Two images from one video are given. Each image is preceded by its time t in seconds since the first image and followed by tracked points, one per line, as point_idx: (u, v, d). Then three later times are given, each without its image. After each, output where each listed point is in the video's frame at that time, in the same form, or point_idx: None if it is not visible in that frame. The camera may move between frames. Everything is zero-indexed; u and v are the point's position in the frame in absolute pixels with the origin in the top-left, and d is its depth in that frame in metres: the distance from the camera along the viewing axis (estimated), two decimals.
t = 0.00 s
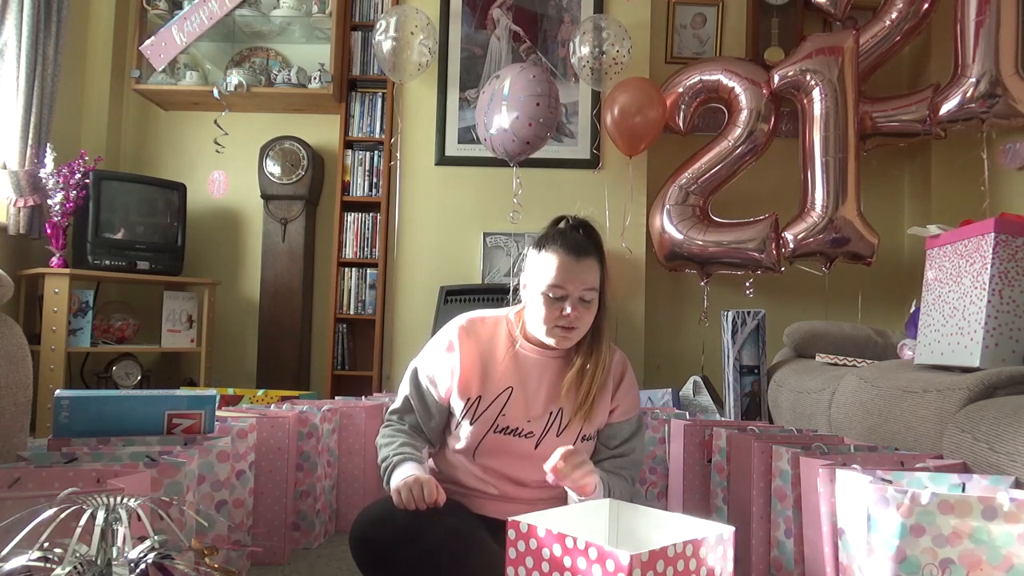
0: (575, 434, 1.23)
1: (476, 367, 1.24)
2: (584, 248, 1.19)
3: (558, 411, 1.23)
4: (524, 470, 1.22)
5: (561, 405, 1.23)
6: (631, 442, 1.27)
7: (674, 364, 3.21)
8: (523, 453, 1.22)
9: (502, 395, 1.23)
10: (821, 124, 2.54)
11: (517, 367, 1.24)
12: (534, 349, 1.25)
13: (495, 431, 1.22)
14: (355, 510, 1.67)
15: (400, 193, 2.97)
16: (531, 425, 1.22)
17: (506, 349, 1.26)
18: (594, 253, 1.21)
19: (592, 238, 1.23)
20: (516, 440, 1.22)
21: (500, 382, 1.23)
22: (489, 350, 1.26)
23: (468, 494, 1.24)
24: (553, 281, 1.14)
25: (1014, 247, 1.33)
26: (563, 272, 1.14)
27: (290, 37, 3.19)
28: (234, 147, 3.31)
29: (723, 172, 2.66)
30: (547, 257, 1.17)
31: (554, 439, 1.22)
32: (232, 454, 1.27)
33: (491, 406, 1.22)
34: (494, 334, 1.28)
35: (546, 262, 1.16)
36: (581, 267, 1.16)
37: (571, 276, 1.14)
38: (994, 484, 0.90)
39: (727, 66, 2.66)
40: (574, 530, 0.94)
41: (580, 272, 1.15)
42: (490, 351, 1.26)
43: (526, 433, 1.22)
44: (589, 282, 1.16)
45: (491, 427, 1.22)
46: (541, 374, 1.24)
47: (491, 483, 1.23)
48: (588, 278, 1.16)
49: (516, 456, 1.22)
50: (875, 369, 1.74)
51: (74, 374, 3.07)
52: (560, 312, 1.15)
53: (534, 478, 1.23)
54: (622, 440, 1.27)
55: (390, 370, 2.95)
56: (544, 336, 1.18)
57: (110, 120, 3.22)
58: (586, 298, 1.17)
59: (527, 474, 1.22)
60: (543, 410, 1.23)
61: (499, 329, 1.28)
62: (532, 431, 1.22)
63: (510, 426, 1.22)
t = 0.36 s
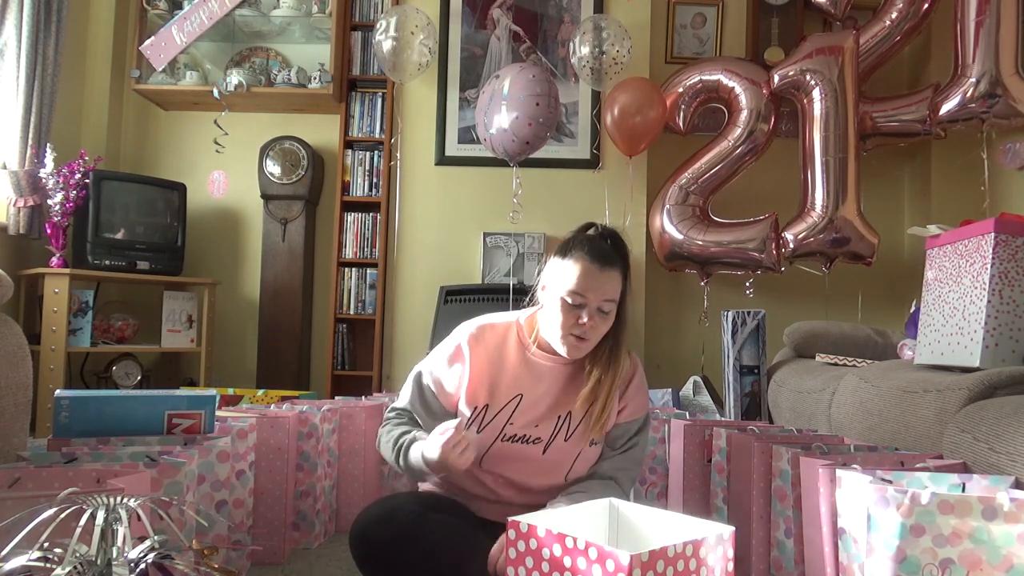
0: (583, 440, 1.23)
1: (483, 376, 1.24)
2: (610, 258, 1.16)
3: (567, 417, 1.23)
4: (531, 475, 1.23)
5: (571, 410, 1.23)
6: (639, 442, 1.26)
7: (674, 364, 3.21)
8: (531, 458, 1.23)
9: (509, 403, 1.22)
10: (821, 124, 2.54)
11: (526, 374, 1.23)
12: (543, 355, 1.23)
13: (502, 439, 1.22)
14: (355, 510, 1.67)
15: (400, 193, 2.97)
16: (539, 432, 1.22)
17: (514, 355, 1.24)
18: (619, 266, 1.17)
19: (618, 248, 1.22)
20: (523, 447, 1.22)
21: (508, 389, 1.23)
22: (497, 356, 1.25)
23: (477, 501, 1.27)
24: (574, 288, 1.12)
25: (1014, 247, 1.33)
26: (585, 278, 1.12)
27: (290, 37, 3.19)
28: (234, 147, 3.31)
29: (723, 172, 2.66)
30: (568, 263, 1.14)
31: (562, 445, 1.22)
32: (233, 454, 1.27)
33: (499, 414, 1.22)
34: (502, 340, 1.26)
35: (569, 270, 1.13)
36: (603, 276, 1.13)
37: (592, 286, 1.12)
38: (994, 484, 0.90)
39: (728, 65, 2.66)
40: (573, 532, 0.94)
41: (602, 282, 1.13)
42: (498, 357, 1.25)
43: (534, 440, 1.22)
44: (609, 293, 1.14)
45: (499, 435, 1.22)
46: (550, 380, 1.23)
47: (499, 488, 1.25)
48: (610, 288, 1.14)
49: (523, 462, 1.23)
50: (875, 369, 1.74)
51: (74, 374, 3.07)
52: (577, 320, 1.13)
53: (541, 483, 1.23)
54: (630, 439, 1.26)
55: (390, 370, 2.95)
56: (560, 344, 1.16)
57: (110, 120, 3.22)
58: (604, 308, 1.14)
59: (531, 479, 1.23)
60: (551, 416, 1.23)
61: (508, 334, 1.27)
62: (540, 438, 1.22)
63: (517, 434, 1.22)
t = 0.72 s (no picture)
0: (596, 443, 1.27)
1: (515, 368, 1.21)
2: (630, 261, 1.15)
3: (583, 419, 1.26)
4: (541, 477, 1.23)
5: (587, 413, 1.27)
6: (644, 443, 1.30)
7: (674, 364, 3.21)
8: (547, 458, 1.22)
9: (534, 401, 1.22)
10: (821, 124, 2.54)
11: (551, 372, 1.23)
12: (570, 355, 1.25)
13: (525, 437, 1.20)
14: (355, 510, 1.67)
15: (400, 193, 2.96)
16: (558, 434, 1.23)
17: (543, 351, 1.24)
18: (638, 268, 1.16)
19: (638, 250, 1.20)
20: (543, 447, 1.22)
21: (535, 387, 1.22)
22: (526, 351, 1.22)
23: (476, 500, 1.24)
24: (593, 288, 1.11)
25: (1014, 247, 1.33)
26: (604, 280, 1.11)
27: (290, 37, 3.19)
28: (234, 147, 3.31)
29: (723, 172, 2.66)
30: (587, 264, 1.13)
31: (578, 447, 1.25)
32: (233, 454, 1.27)
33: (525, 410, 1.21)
34: (531, 332, 1.25)
35: (587, 272, 1.12)
36: (623, 279, 1.12)
37: (611, 287, 1.11)
38: (994, 484, 0.90)
39: (728, 66, 2.66)
40: (572, 532, 0.94)
41: (622, 285, 1.12)
42: (528, 350, 1.23)
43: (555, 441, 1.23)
44: (627, 297, 1.13)
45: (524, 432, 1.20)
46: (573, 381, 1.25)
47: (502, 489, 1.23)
48: (628, 291, 1.13)
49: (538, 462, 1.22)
50: (875, 369, 1.74)
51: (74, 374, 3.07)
52: (594, 320, 1.13)
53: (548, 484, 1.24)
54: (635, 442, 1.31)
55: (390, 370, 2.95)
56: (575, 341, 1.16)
57: (110, 120, 3.22)
58: (622, 311, 1.14)
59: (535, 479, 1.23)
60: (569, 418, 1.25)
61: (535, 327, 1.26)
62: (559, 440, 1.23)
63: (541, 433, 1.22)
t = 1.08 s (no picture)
0: (615, 451, 1.30)
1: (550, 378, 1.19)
2: (658, 270, 1.14)
3: (604, 427, 1.28)
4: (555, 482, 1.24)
5: (609, 422, 1.29)
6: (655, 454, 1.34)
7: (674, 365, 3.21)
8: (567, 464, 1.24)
9: (563, 410, 1.22)
10: (821, 124, 2.54)
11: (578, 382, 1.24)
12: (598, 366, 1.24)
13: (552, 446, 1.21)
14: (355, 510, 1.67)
15: (400, 193, 2.96)
16: (579, 444, 1.26)
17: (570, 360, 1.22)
18: (665, 276, 1.16)
19: (665, 261, 1.19)
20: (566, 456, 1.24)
21: (563, 395, 1.22)
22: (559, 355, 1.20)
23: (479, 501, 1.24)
24: (620, 298, 1.11)
25: (1014, 247, 1.33)
26: (631, 290, 1.11)
27: (290, 37, 3.19)
28: (234, 147, 3.31)
29: (724, 172, 2.67)
30: (614, 273, 1.12)
31: (598, 456, 1.27)
32: (233, 454, 1.27)
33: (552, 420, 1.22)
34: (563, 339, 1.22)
35: (615, 282, 1.12)
36: (650, 290, 1.12)
37: (638, 298, 1.11)
38: (994, 484, 0.90)
39: (727, 65, 2.66)
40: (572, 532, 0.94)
41: (648, 295, 1.12)
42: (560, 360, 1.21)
43: (576, 451, 1.26)
44: (653, 306, 1.13)
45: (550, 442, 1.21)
46: (599, 392, 1.26)
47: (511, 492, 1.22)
48: (654, 302, 1.13)
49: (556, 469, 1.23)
50: (875, 369, 1.74)
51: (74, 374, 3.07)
52: (619, 329, 1.12)
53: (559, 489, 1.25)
54: (644, 452, 1.34)
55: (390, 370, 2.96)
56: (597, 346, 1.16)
57: (110, 120, 3.22)
58: (649, 322, 1.14)
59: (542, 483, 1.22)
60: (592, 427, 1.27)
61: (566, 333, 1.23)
62: (580, 449, 1.26)
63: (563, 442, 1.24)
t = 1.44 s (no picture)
0: (616, 449, 1.27)
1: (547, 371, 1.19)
2: (660, 267, 1.14)
3: (605, 424, 1.26)
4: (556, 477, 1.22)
5: (611, 418, 1.26)
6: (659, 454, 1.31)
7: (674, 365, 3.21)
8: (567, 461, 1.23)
9: (561, 404, 1.22)
10: (821, 124, 2.54)
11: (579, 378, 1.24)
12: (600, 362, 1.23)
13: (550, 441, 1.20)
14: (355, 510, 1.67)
15: (400, 194, 2.96)
16: (579, 440, 1.24)
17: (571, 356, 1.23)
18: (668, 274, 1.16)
19: (670, 260, 1.19)
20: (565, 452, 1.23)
21: (563, 391, 1.22)
22: (558, 349, 1.21)
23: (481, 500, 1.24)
24: (621, 292, 1.11)
25: (1014, 247, 1.33)
26: (633, 285, 1.11)
27: (290, 37, 3.19)
28: (234, 147, 3.31)
29: (724, 172, 2.67)
30: (618, 270, 1.12)
31: (598, 453, 1.25)
32: (233, 454, 1.27)
33: (550, 414, 1.21)
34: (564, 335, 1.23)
35: (617, 275, 1.12)
36: (652, 285, 1.12)
37: (640, 292, 1.11)
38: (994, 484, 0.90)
39: (727, 65, 2.66)
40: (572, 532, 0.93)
41: (651, 290, 1.11)
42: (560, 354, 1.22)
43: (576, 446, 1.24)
44: (655, 302, 1.12)
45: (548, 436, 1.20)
46: (600, 388, 1.25)
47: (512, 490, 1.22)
48: (657, 297, 1.12)
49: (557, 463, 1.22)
50: (875, 369, 1.74)
51: (74, 374, 3.07)
52: (620, 323, 1.13)
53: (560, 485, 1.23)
54: (649, 452, 1.31)
55: (390, 370, 2.96)
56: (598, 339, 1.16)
57: (110, 120, 3.22)
58: (650, 317, 1.13)
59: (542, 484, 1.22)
60: (592, 424, 1.25)
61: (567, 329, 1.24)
62: (580, 445, 1.24)
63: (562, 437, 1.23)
